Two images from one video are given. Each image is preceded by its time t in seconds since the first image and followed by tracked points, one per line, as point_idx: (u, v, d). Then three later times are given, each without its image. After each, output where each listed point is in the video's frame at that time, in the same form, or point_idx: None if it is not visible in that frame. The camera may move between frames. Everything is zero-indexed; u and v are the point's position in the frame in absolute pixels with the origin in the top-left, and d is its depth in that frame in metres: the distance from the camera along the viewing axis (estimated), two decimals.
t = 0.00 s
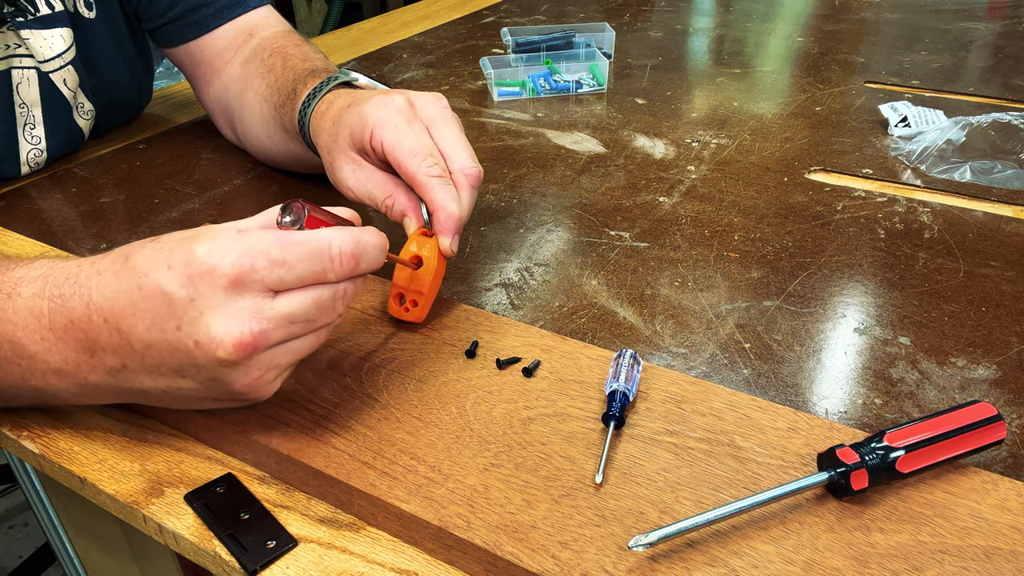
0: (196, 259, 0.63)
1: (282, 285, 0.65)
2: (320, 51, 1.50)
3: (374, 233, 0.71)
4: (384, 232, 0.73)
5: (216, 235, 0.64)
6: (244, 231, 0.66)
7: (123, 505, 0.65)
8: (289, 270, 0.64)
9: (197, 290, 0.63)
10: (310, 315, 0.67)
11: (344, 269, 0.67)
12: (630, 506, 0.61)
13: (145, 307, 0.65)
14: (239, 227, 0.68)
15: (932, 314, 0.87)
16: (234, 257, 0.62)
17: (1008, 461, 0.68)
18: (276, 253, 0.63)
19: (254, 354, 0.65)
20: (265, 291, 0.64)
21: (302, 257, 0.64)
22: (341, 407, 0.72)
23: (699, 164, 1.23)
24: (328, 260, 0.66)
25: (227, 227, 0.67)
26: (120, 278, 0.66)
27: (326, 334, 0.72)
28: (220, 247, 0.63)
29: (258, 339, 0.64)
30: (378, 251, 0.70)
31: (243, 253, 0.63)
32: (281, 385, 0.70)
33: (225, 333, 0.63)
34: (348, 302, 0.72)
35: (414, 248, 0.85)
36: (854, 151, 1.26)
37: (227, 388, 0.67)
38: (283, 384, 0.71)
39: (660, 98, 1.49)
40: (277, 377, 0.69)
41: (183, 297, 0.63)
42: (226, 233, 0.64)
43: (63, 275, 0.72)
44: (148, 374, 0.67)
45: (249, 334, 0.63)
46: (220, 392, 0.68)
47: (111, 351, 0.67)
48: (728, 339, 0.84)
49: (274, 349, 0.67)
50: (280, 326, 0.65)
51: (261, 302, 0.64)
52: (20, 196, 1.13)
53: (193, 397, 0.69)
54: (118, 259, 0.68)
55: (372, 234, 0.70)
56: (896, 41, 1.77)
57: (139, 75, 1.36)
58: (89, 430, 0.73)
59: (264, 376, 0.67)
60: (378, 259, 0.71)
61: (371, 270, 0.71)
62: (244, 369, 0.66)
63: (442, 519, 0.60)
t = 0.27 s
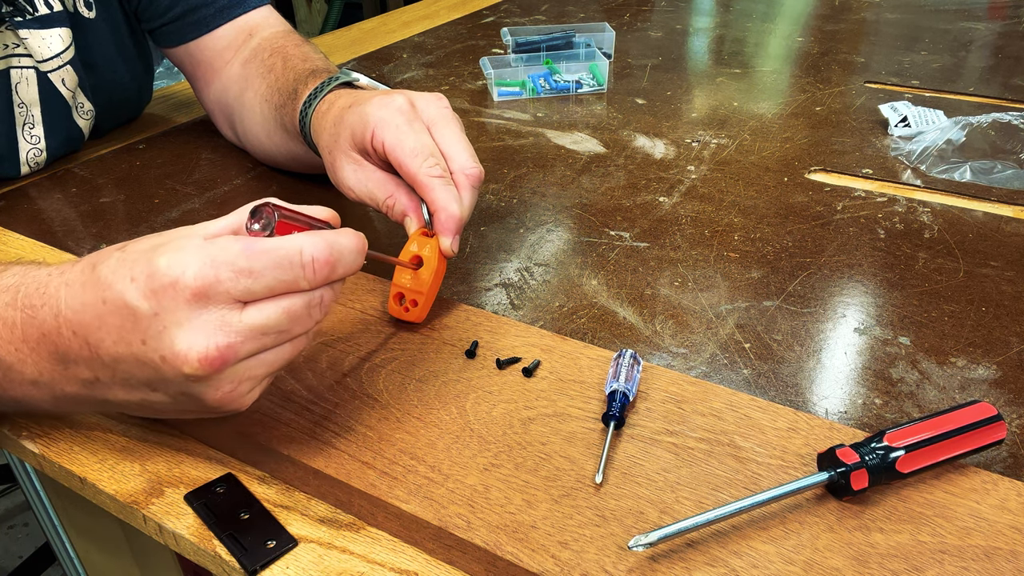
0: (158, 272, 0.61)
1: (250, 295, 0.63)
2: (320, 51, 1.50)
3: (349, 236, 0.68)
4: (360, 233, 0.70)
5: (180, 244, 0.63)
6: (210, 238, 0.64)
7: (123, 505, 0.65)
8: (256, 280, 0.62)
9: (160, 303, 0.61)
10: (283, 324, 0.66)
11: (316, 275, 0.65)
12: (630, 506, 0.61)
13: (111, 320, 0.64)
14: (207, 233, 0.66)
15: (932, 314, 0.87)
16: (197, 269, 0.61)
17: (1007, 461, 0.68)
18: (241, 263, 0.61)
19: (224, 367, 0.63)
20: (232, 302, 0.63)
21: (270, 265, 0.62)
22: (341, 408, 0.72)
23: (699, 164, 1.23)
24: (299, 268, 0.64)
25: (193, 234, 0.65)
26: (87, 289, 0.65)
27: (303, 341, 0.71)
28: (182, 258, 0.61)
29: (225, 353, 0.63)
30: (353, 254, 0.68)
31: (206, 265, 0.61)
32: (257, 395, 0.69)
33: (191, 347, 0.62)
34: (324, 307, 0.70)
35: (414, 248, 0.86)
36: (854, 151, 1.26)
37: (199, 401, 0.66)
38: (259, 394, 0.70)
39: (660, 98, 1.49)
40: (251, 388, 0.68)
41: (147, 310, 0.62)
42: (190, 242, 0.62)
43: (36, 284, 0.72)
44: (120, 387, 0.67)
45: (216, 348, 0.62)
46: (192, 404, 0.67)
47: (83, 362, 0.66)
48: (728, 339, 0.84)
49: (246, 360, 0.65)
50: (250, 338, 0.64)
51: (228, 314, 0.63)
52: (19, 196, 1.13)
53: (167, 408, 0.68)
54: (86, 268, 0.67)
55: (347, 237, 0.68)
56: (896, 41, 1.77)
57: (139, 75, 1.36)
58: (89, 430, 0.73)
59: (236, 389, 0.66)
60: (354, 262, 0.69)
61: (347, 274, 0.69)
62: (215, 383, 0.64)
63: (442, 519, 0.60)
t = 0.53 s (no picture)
0: (139, 276, 0.61)
1: (232, 299, 0.62)
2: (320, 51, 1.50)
3: (336, 237, 0.67)
4: (349, 233, 0.69)
5: (162, 247, 0.62)
6: (192, 241, 0.63)
7: (123, 505, 0.65)
8: (239, 283, 0.61)
9: (141, 308, 0.61)
10: (268, 328, 0.65)
11: (300, 278, 0.64)
12: (630, 506, 0.61)
13: (95, 325, 0.63)
14: (191, 235, 0.65)
15: (932, 314, 0.87)
16: (178, 273, 0.60)
17: (1007, 461, 0.68)
18: (223, 267, 0.60)
19: (207, 372, 0.63)
20: (214, 307, 0.62)
21: (252, 269, 0.61)
22: (341, 408, 0.72)
23: (698, 164, 1.23)
24: (284, 270, 0.63)
25: (177, 236, 0.64)
26: (72, 293, 0.65)
27: (291, 344, 0.70)
28: (164, 261, 0.61)
29: (207, 358, 0.62)
30: (340, 256, 0.67)
31: (187, 268, 0.60)
32: (245, 399, 0.69)
33: (173, 353, 0.61)
34: (311, 309, 0.69)
35: (414, 248, 0.86)
36: (854, 151, 1.26)
37: (184, 406, 0.66)
38: (247, 398, 0.69)
39: (660, 98, 1.49)
40: (238, 393, 0.67)
41: (128, 315, 0.61)
42: (173, 245, 0.62)
43: (23, 287, 0.72)
44: (105, 391, 0.67)
45: (199, 353, 0.62)
46: (177, 409, 0.67)
47: (69, 365, 0.66)
48: (728, 339, 0.84)
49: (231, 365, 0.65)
50: (233, 343, 0.63)
51: (211, 318, 0.62)
52: (19, 196, 1.13)
53: (153, 412, 0.68)
54: (71, 271, 0.67)
55: (334, 238, 0.67)
56: (896, 41, 1.77)
57: (139, 75, 1.36)
58: (88, 430, 0.73)
59: (222, 394, 0.66)
60: (341, 264, 0.68)
61: (334, 275, 0.68)
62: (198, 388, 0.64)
63: (442, 519, 0.60)
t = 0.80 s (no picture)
0: (161, 269, 0.61)
1: (252, 291, 0.63)
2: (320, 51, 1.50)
3: (349, 232, 0.69)
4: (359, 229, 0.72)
5: (182, 242, 0.63)
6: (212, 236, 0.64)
7: (123, 505, 0.65)
8: (259, 274, 0.63)
9: (164, 300, 0.61)
10: (283, 320, 0.66)
11: (316, 270, 0.66)
12: (630, 506, 0.61)
13: (114, 318, 0.64)
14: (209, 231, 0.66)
15: (932, 314, 0.87)
16: (201, 265, 0.61)
17: (1007, 461, 0.68)
18: (244, 258, 0.62)
19: (226, 363, 0.63)
20: (234, 298, 0.63)
21: (272, 261, 0.63)
22: (341, 408, 0.72)
23: (699, 164, 1.23)
24: (301, 262, 0.65)
25: (196, 232, 0.66)
26: (90, 287, 0.65)
27: (304, 338, 0.71)
28: (186, 254, 0.61)
29: (228, 349, 0.63)
30: (353, 250, 0.69)
31: (210, 261, 0.61)
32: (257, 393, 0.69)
33: (194, 343, 0.62)
34: (324, 303, 0.71)
35: (414, 248, 0.86)
36: (854, 151, 1.26)
37: (202, 398, 0.66)
38: (259, 392, 0.70)
39: (660, 98, 1.49)
40: (253, 385, 0.68)
41: (150, 307, 0.62)
42: (193, 240, 0.63)
43: (37, 282, 0.72)
44: (121, 385, 0.66)
45: (219, 343, 0.62)
46: (195, 402, 0.67)
47: (86, 359, 0.66)
48: (728, 339, 0.84)
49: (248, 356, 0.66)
50: (252, 333, 0.64)
51: (231, 309, 0.63)
52: (19, 196, 1.13)
53: (169, 405, 0.68)
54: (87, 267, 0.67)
55: (347, 233, 0.69)
56: (896, 41, 1.77)
57: (139, 75, 1.36)
58: (89, 430, 0.73)
59: (239, 385, 0.66)
60: (354, 258, 0.70)
61: (346, 270, 0.70)
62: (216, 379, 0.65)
63: (442, 519, 0.60)
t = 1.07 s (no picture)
0: (203, 258, 0.62)
1: (290, 282, 0.64)
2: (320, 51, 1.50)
3: (378, 232, 0.71)
4: (385, 230, 0.73)
5: (223, 233, 0.64)
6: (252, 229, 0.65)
7: (123, 505, 0.65)
8: (297, 268, 0.64)
9: (205, 288, 0.62)
10: (315, 312, 0.67)
11: (349, 266, 0.68)
12: (630, 506, 0.61)
13: (154, 305, 0.64)
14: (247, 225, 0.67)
15: (932, 314, 0.87)
16: (243, 256, 0.62)
17: (1007, 461, 0.68)
18: (284, 252, 0.63)
19: (261, 352, 0.64)
20: (273, 289, 0.64)
21: (310, 255, 0.64)
22: (341, 408, 0.72)
23: (699, 164, 1.23)
24: (335, 258, 0.66)
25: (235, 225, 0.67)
26: (129, 276, 0.66)
27: (331, 332, 0.72)
28: (229, 244, 0.63)
29: (266, 337, 0.64)
30: (381, 249, 0.71)
31: (252, 252, 0.62)
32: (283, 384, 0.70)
33: (233, 331, 0.63)
34: (352, 299, 0.72)
35: (414, 248, 0.86)
36: (854, 151, 1.26)
37: (235, 386, 0.67)
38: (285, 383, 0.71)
39: (660, 98, 1.49)
40: (283, 375, 0.69)
41: (191, 295, 0.63)
42: (234, 231, 0.64)
43: (68, 274, 0.72)
44: (155, 373, 0.67)
45: (256, 332, 0.63)
46: (228, 390, 0.68)
47: (118, 348, 0.67)
48: (728, 339, 0.84)
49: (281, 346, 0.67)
50: (287, 324, 0.65)
51: (269, 299, 0.64)
52: (20, 196, 1.13)
53: (201, 395, 0.68)
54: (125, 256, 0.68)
55: (376, 232, 0.71)
56: (896, 41, 1.77)
57: (139, 75, 1.35)
58: (89, 431, 0.73)
59: (271, 374, 0.67)
60: (382, 257, 0.72)
61: (374, 268, 0.72)
62: (250, 367, 0.66)
63: (442, 519, 0.60)
